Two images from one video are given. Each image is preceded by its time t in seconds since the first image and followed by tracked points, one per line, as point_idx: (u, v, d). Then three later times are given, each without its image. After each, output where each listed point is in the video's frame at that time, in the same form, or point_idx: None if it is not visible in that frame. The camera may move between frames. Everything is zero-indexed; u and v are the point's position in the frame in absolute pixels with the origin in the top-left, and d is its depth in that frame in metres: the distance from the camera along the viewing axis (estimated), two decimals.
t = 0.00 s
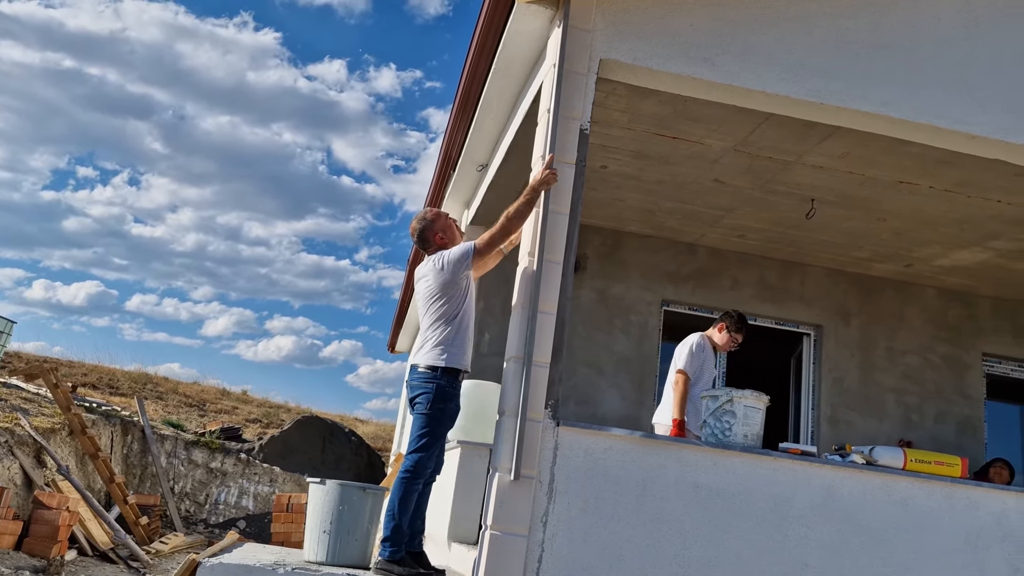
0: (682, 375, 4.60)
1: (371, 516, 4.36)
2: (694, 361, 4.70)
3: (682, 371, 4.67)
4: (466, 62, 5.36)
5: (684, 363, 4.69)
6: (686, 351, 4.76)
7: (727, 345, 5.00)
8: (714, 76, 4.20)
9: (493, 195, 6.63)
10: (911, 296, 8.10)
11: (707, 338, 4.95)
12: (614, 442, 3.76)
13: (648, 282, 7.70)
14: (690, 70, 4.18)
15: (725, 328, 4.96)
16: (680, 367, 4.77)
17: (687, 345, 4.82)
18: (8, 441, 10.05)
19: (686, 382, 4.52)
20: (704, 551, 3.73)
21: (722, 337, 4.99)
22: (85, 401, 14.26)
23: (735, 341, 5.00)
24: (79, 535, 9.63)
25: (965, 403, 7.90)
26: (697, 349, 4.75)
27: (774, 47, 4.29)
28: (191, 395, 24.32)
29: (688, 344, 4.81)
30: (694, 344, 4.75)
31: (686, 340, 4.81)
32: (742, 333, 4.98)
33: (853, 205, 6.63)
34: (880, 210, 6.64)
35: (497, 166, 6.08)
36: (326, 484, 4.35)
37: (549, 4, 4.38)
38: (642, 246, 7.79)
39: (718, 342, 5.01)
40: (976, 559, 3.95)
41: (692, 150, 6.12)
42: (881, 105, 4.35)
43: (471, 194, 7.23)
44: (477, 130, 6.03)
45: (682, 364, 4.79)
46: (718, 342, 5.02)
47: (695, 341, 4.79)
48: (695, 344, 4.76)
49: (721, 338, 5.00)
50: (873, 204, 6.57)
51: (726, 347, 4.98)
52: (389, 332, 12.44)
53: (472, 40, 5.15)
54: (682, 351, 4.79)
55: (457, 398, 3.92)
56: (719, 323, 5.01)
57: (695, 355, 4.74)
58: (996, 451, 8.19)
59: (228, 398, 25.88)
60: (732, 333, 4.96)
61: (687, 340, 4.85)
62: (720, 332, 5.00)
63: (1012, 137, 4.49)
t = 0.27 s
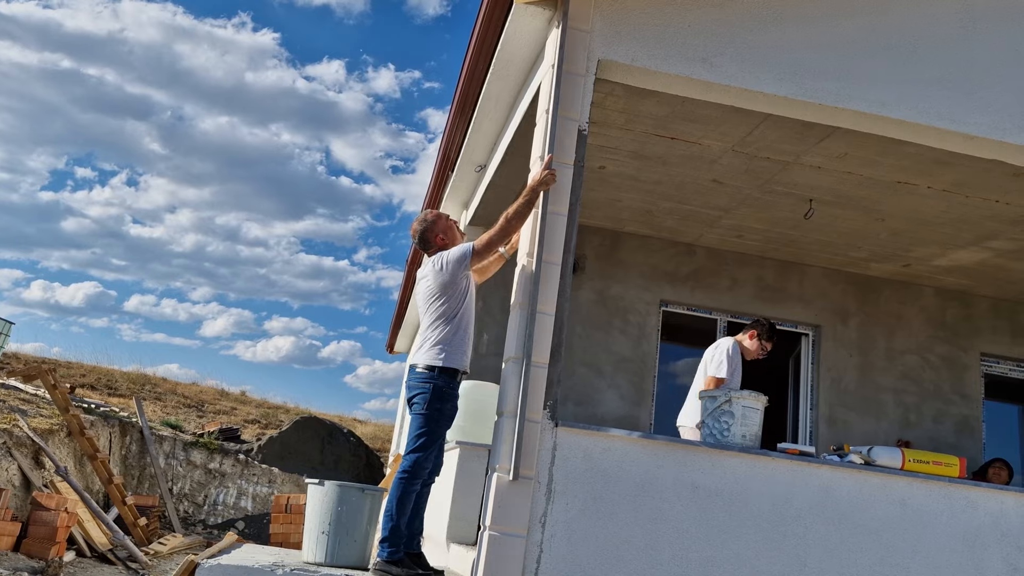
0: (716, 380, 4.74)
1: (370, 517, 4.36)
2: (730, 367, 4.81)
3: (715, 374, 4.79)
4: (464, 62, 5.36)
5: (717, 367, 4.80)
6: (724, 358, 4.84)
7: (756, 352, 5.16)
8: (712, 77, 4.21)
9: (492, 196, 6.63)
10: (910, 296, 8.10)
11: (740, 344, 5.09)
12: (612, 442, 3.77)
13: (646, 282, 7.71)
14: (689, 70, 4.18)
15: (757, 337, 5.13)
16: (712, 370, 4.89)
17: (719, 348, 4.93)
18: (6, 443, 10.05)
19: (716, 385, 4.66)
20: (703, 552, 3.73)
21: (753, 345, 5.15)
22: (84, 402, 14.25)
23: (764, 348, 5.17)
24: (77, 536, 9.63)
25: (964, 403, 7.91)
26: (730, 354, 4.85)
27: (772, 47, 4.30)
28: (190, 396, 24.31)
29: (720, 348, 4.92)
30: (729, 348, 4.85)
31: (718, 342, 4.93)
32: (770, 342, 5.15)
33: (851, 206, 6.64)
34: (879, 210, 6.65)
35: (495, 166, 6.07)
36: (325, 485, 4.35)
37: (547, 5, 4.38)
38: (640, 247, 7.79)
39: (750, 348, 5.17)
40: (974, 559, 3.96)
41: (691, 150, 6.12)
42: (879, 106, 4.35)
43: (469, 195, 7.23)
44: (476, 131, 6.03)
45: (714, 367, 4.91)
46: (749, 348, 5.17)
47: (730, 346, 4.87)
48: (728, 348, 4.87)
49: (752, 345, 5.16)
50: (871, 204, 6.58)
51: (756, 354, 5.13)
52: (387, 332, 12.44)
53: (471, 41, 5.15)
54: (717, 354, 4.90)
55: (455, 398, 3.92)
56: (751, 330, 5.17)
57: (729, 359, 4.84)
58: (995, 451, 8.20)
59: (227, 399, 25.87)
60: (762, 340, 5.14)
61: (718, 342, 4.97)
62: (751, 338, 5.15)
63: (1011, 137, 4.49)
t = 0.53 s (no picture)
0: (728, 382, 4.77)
1: (369, 518, 4.36)
2: (741, 366, 4.83)
3: (726, 374, 4.82)
4: (463, 63, 5.36)
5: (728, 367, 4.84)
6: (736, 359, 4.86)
7: (767, 351, 5.18)
8: (710, 78, 4.21)
9: (490, 196, 6.63)
10: (907, 297, 8.12)
11: (751, 344, 5.12)
12: (611, 443, 3.77)
13: (645, 283, 7.71)
14: (687, 71, 4.19)
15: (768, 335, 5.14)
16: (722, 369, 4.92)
17: (730, 347, 4.96)
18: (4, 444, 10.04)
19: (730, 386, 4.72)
20: (701, 552, 3.74)
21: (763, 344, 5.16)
22: (82, 403, 14.24)
23: (774, 348, 5.19)
24: (75, 538, 9.61)
25: (961, 403, 7.92)
26: (741, 353, 4.88)
27: (769, 48, 4.30)
28: (188, 397, 24.29)
29: (731, 347, 4.94)
30: (739, 348, 4.88)
31: (729, 341, 4.96)
32: (780, 341, 5.16)
33: (849, 206, 6.65)
34: (876, 210, 6.66)
35: (494, 167, 6.08)
36: (323, 486, 4.35)
37: (545, 6, 4.39)
38: (639, 247, 7.80)
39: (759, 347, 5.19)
40: (972, 559, 3.96)
41: (689, 151, 6.12)
42: (877, 106, 4.36)
43: (467, 196, 7.24)
44: (474, 131, 6.03)
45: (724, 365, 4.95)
46: (759, 347, 5.19)
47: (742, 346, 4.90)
48: (738, 347, 4.90)
49: (762, 343, 5.18)
50: (869, 205, 6.58)
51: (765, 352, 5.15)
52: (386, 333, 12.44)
53: (469, 42, 5.15)
54: (727, 354, 4.93)
55: (456, 399, 3.92)
56: (761, 330, 5.19)
57: (740, 359, 4.87)
58: (992, 451, 8.21)
59: (225, 400, 25.86)
60: (773, 339, 5.15)
61: (729, 341, 5.00)
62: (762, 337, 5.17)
63: (1008, 138, 4.50)
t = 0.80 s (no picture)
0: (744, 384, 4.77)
1: (368, 519, 4.36)
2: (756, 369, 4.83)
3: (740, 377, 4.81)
4: (461, 64, 5.37)
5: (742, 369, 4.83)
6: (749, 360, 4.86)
7: (773, 348, 5.20)
8: (709, 78, 4.21)
9: (488, 197, 6.63)
10: (905, 297, 8.12)
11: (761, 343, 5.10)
12: (609, 443, 3.77)
13: (643, 283, 7.72)
14: (685, 72, 4.19)
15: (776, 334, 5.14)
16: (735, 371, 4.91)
17: (742, 348, 4.95)
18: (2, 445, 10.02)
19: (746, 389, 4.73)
20: (699, 552, 3.74)
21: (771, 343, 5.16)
22: (80, 404, 14.22)
23: (781, 346, 5.22)
24: (73, 539, 9.59)
25: (959, 403, 7.93)
26: (754, 355, 4.87)
27: (767, 49, 4.31)
28: (186, 398, 24.27)
29: (744, 348, 4.93)
30: (753, 350, 4.86)
31: (742, 342, 4.94)
32: (786, 340, 5.18)
33: (847, 206, 6.65)
34: (874, 211, 6.66)
35: (492, 167, 6.08)
36: (322, 487, 4.35)
37: (543, 6, 4.39)
38: (637, 247, 7.80)
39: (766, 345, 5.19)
40: (970, 558, 3.97)
41: (687, 151, 6.13)
42: (875, 106, 4.37)
43: (466, 196, 7.24)
44: (472, 132, 6.04)
45: (736, 367, 4.94)
46: (766, 345, 5.18)
47: (755, 346, 4.90)
48: (752, 349, 4.89)
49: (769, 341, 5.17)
50: (867, 205, 6.59)
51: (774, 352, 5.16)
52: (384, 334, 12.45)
53: (467, 42, 5.15)
54: (741, 355, 4.92)
55: (456, 401, 3.92)
56: (767, 329, 5.18)
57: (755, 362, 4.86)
58: (990, 451, 8.22)
59: (223, 401, 25.84)
60: (779, 338, 5.17)
61: (741, 341, 4.98)
62: (769, 336, 5.17)
63: (1005, 138, 4.51)
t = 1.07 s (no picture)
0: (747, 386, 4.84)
1: (366, 520, 4.36)
2: (759, 372, 4.89)
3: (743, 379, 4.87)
4: (459, 64, 5.37)
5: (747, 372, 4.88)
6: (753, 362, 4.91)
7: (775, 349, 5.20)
8: (706, 78, 4.22)
9: (486, 197, 6.63)
10: (903, 297, 8.13)
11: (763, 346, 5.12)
12: (607, 444, 3.77)
13: (641, 283, 7.72)
14: (682, 72, 4.20)
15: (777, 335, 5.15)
16: (738, 371, 4.97)
17: (746, 349, 5.01)
18: None
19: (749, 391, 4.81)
20: (697, 553, 3.74)
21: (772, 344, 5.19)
22: (78, 405, 14.20)
23: (781, 349, 5.21)
24: (71, 540, 9.58)
25: (957, 403, 7.94)
26: (758, 357, 4.93)
27: (765, 49, 4.31)
28: (184, 399, 24.26)
29: (748, 349, 4.99)
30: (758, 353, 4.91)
31: (748, 344, 4.99)
32: (787, 344, 5.17)
33: (844, 207, 6.66)
34: (872, 211, 6.67)
35: (490, 168, 6.09)
36: (319, 488, 4.35)
37: (541, 7, 4.39)
38: (635, 248, 7.81)
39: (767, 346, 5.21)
40: (967, 558, 3.97)
41: (684, 152, 6.13)
42: (872, 107, 4.37)
43: (464, 197, 7.25)
44: (470, 133, 6.04)
45: (739, 367, 5.00)
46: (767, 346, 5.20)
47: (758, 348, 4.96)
48: (756, 351, 4.95)
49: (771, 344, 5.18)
50: (864, 205, 6.60)
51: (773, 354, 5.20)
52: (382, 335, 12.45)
53: (465, 43, 5.15)
54: (745, 357, 4.96)
55: (452, 401, 3.92)
56: (769, 330, 5.18)
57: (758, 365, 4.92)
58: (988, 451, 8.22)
59: (221, 402, 25.83)
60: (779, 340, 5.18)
61: (745, 342, 5.04)
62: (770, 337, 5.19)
63: (1002, 139, 4.51)
